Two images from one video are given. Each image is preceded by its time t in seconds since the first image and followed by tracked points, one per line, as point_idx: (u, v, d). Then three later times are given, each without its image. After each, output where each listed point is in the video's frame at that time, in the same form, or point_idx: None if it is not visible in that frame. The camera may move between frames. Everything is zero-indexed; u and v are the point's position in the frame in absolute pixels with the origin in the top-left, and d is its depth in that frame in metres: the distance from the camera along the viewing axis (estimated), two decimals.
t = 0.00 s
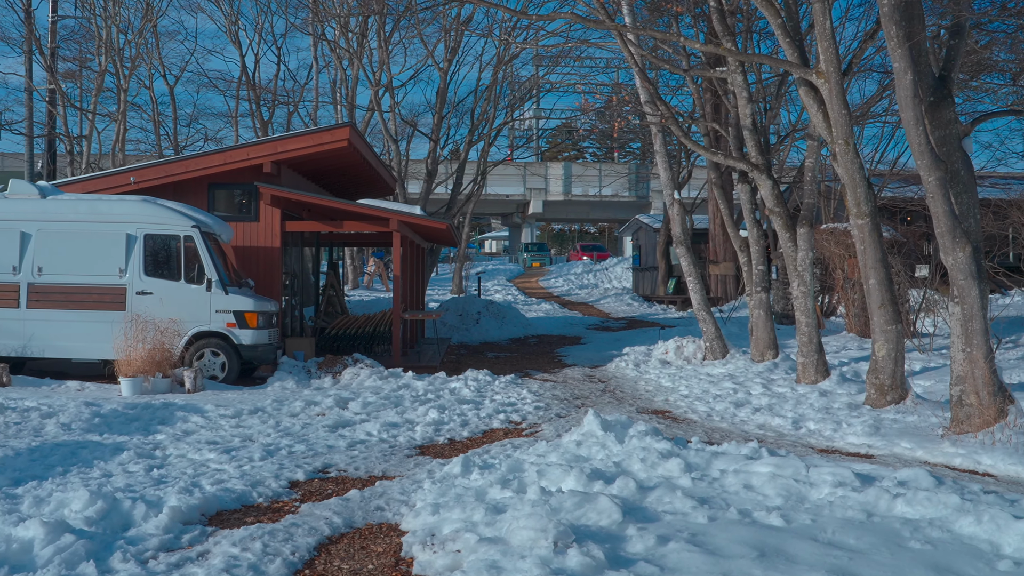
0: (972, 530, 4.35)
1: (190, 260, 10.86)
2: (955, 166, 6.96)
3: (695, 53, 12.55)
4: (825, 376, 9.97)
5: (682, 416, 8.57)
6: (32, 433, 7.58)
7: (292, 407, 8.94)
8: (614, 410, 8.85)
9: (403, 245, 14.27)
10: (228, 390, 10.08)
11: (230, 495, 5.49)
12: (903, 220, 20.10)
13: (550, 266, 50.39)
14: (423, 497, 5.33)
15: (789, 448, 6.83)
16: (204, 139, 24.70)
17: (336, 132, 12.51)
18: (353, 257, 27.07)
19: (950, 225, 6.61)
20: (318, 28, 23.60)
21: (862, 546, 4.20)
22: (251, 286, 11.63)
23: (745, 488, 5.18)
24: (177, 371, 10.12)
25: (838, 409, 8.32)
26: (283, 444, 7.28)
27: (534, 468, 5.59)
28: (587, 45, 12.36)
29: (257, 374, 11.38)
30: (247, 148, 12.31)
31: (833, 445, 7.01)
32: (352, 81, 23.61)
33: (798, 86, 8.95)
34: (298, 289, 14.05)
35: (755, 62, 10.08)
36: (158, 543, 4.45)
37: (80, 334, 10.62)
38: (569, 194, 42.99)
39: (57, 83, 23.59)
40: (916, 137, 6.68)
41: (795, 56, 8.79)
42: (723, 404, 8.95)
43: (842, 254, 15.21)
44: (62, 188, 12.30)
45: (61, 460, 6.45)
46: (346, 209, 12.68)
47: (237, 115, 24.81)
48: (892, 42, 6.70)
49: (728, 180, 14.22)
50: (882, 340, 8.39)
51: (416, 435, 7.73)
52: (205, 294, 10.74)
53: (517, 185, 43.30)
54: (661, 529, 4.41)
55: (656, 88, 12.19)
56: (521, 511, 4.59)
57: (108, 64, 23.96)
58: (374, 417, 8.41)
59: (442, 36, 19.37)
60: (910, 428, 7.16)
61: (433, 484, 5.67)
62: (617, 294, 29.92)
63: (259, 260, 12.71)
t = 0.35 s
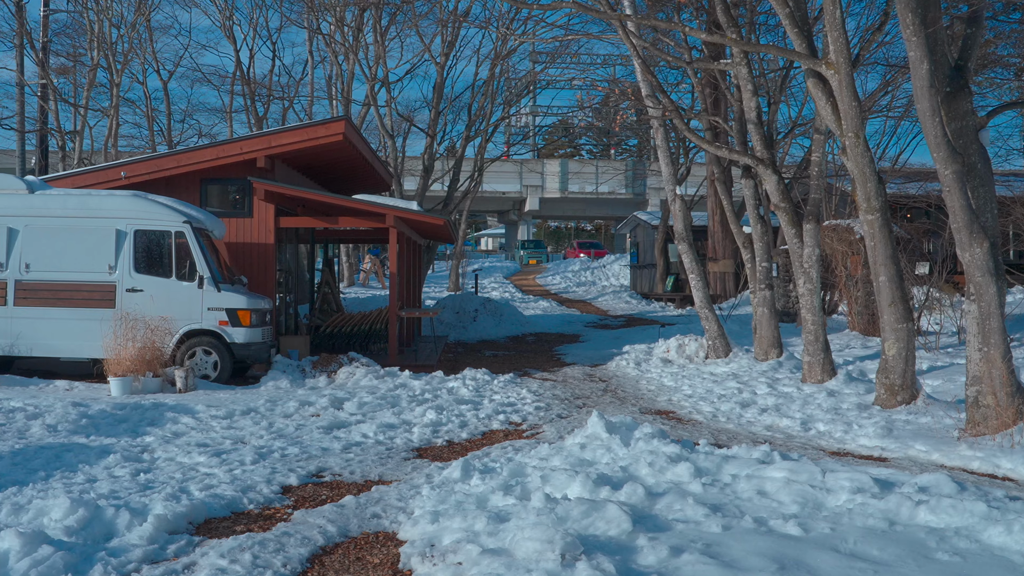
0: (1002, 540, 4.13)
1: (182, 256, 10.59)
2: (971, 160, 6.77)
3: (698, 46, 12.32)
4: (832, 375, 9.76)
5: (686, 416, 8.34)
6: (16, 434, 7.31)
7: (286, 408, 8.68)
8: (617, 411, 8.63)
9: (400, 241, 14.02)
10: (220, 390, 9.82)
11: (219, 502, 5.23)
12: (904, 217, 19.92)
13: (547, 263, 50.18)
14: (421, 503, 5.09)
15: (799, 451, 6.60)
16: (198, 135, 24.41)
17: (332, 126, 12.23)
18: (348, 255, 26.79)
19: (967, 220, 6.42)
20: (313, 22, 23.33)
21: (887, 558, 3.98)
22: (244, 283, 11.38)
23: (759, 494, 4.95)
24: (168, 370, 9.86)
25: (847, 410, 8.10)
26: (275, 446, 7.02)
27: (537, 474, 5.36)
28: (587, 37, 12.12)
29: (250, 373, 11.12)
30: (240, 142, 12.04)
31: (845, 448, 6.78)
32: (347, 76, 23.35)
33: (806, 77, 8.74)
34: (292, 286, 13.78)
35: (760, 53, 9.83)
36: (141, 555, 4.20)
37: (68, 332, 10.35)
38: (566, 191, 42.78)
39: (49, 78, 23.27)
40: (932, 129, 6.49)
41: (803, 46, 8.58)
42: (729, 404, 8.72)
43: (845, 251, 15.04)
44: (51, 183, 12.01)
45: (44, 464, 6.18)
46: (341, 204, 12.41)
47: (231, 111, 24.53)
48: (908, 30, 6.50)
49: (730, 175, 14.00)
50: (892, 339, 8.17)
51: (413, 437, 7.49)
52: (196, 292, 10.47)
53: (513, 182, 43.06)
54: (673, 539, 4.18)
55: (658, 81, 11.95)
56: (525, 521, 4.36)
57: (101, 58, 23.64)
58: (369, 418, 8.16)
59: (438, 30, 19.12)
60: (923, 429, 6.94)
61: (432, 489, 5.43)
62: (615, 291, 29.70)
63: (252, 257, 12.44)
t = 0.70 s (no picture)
0: None
1: (176, 255, 10.34)
2: (991, 156, 6.54)
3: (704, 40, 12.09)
4: (841, 377, 9.53)
5: (694, 420, 8.12)
6: (3, 440, 7.07)
7: (282, 411, 8.45)
8: (622, 415, 8.40)
9: (400, 239, 13.78)
10: (215, 392, 9.58)
11: (210, 514, 5.00)
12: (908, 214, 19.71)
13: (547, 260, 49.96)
14: (422, 516, 4.85)
15: (813, 458, 6.37)
16: (195, 131, 24.14)
17: (330, 122, 11.97)
18: (347, 252, 26.55)
19: (988, 219, 6.19)
20: (311, 17, 23.06)
21: None
22: (240, 282, 11.14)
23: (775, 507, 4.72)
24: (162, 372, 9.62)
25: (859, 413, 7.87)
26: (270, 452, 6.78)
27: (543, 485, 5.12)
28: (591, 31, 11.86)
29: (246, 375, 10.88)
30: (236, 138, 11.79)
31: (859, 455, 6.56)
32: (346, 72, 23.10)
33: (817, 72, 8.48)
34: (290, 284, 13.55)
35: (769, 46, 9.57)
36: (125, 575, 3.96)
37: (59, 333, 10.10)
38: (566, 188, 42.56)
39: (44, 73, 22.99)
40: (952, 124, 6.25)
41: (814, 39, 8.34)
42: (737, 408, 8.49)
43: (852, 250, 14.91)
44: (43, 179, 11.76)
45: (29, 472, 5.94)
46: (340, 202, 12.16)
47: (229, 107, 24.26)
48: (927, 22, 6.27)
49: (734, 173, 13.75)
50: (905, 341, 7.93)
51: (412, 442, 7.25)
52: (191, 291, 10.22)
53: (513, 179, 42.84)
54: (689, 557, 3.94)
55: (663, 75, 11.69)
56: (532, 538, 4.12)
57: (97, 53, 23.37)
58: (368, 423, 7.94)
59: (438, 25, 18.86)
60: (940, 435, 6.71)
61: (433, 501, 5.20)
62: (616, 289, 29.48)
63: (248, 256, 12.19)
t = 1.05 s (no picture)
0: None
1: (165, 251, 10.10)
2: (1006, 145, 6.29)
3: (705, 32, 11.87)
4: (847, 374, 9.29)
5: (697, 419, 7.88)
6: None
7: (272, 411, 8.21)
8: (622, 414, 8.17)
9: (395, 235, 13.54)
10: (205, 391, 9.34)
11: (190, 519, 4.76)
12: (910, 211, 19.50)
13: (546, 258, 49.73)
14: (413, 520, 4.61)
15: (821, 458, 6.13)
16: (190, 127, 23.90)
17: (324, 115, 11.73)
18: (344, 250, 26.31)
19: (1003, 209, 5.95)
20: (307, 12, 22.82)
21: None
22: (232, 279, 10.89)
23: (785, 509, 4.48)
24: (151, 370, 9.38)
25: (868, 411, 7.63)
26: (258, 453, 6.54)
27: (541, 487, 4.89)
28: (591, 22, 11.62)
29: (238, 373, 10.63)
30: (228, 131, 11.54)
31: (869, 455, 6.32)
32: (343, 69, 22.88)
33: (823, 60, 8.23)
34: (284, 281, 13.31)
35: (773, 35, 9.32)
36: None
37: (46, 330, 9.86)
38: (565, 186, 42.35)
39: (38, 69, 22.75)
40: (965, 111, 6.01)
41: (819, 26, 8.10)
42: (741, 406, 8.25)
43: (854, 245, 14.72)
44: (31, 174, 11.51)
45: (5, 474, 5.71)
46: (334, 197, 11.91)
47: (225, 103, 24.02)
48: (939, 5, 6.03)
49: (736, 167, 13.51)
50: (915, 337, 7.68)
51: (406, 442, 7.01)
52: (180, 287, 9.97)
53: (512, 177, 42.64)
54: (695, 564, 3.70)
55: (664, 67, 11.43)
56: (528, 544, 3.89)
57: (91, 49, 23.15)
58: (361, 422, 7.70)
59: (435, 19, 18.63)
60: (953, 434, 6.47)
61: (426, 503, 4.96)
62: (616, 287, 29.26)
63: (241, 252, 11.94)
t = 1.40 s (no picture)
0: None
1: (150, 251, 9.81)
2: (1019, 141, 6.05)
3: (703, 27, 11.64)
4: (850, 377, 9.06)
5: (696, 425, 7.64)
6: None
7: (258, 417, 7.95)
8: (619, 419, 7.93)
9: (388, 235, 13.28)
10: (190, 396, 9.07)
11: (163, 536, 4.51)
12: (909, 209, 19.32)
13: (542, 257, 49.49)
14: (398, 538, 4.36)
15: (826, 468, 5.89)
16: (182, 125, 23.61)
17: (313, 112, 11.47)
18: (338, 249, 26.03)
19: (1016, 207, 5.71)
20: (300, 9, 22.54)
21: None
22: (219, 279, 10.64)
23: (791, 526, 4.24)
24: (135, 374, 9.12)
25: (872, 417, 7.40)
26: (241, 462, 6.28)
27: (534, 501, 4.64)
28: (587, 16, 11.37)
29: (225, 377, 10.35)
30: (216, 129, 11.27)
31: (876, 463, 6.08)
32: (336, 66, 22.59)
33: (826, 54, 7.98)
34: (275, 282, 13.06)
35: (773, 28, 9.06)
36: None
37: (28, 333, 9.59)
38: (561, 185, 42.12)
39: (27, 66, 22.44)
40: (975, 105, 5.77)
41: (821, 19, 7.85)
42: (742, 411, 8.01)
43: (854, 244, 14.52)
44: (14, 172, 11.23)
45: None
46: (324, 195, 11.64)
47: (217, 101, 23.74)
48: None
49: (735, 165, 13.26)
50: (920, 339, 7.44)
51: (395, 450, 6.76)
52: (165, 289, 9.68)
53: (508, 175, 42.41)
54: None
55: (662, 62, 11.17)
56: (519, 567, 3.64)
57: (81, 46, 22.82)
58: (349, 429, 7.45)
59: (429, 15, 18.38)
60: (963, 442, 6.23)
61: (413, 518, 4.71)
62: (613, 286, 29.01)
63: (230, 252, 11.67)
